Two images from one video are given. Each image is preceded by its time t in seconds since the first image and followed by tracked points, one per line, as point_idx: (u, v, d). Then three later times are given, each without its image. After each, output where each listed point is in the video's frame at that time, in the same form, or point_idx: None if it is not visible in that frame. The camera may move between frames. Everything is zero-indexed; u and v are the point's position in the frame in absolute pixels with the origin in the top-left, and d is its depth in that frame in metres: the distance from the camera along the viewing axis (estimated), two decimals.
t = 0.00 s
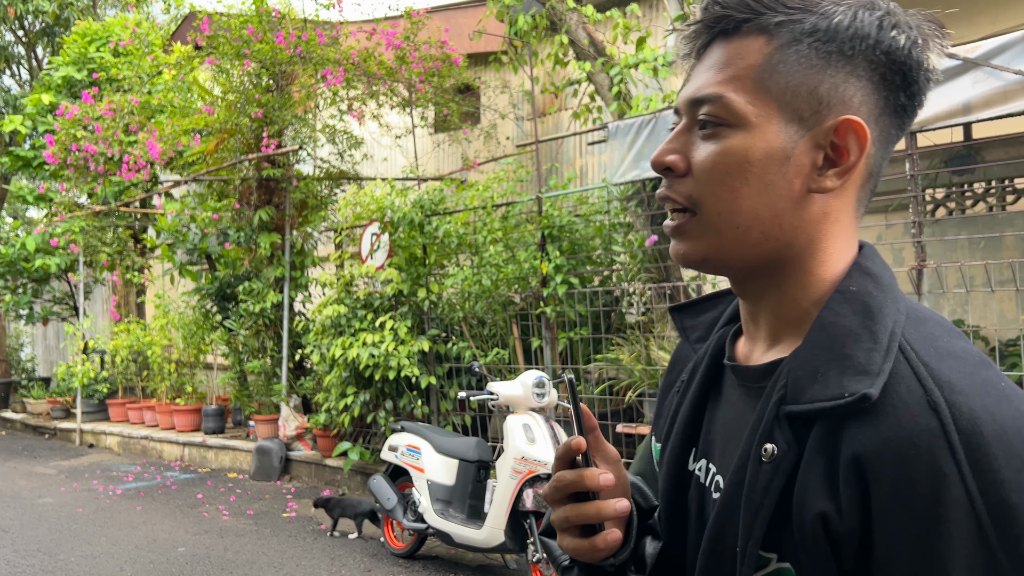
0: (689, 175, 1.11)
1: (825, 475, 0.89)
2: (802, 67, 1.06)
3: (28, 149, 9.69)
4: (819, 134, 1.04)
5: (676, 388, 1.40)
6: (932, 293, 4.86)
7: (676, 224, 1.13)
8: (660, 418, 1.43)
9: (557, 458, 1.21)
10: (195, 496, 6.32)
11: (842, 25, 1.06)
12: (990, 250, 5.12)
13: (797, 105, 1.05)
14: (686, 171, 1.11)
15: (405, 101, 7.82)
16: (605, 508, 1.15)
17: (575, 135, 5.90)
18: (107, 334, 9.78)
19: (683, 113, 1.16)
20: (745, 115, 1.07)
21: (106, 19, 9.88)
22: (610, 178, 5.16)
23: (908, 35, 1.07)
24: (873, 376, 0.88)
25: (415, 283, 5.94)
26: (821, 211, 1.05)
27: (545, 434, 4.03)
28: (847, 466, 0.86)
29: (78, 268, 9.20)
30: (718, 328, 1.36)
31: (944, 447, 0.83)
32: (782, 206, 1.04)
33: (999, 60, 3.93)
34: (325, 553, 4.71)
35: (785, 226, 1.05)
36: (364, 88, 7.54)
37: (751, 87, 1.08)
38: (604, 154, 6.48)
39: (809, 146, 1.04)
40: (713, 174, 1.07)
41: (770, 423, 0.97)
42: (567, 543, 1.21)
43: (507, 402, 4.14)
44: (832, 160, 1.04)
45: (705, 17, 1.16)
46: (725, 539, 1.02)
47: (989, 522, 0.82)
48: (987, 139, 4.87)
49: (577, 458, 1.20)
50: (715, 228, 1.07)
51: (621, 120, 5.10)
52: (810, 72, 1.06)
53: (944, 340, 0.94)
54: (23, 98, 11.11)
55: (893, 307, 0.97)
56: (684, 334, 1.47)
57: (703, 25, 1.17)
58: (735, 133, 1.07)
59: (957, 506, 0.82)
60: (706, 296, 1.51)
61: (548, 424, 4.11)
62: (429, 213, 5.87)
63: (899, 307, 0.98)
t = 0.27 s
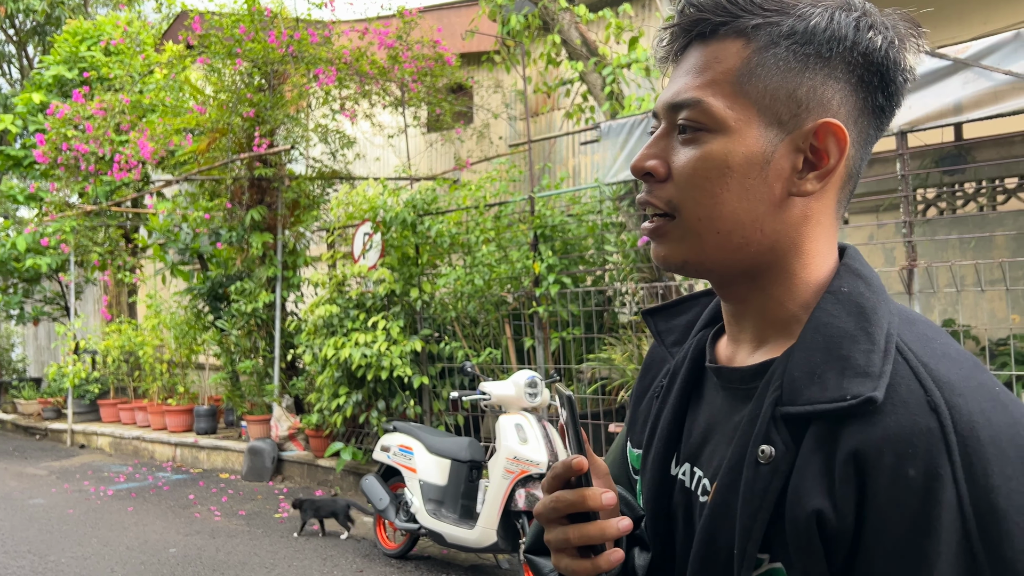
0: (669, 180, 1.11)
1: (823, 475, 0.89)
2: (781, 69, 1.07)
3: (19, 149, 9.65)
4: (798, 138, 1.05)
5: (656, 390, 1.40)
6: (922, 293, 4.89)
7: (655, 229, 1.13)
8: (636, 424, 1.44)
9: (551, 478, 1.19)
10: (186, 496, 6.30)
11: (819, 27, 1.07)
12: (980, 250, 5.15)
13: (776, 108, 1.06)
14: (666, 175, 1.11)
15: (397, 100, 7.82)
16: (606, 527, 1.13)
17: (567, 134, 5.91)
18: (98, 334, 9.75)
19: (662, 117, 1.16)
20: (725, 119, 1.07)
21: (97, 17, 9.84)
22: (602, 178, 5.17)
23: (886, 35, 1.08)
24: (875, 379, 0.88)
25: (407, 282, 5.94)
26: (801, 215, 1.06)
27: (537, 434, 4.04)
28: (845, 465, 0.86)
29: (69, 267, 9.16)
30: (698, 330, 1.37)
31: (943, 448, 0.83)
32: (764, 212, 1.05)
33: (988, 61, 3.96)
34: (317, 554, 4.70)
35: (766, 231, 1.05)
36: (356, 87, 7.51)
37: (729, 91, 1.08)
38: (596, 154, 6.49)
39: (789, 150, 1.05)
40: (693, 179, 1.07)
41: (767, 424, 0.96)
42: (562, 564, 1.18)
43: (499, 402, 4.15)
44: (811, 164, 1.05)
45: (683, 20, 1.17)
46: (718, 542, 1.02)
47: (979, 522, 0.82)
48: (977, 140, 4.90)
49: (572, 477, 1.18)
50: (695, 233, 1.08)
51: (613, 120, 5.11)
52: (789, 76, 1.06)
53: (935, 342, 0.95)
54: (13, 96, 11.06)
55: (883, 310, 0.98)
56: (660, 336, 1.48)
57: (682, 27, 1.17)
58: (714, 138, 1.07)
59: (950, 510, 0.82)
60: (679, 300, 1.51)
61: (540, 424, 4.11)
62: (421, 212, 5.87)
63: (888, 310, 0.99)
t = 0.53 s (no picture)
0: (654, 179, 1.10)
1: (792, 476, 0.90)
2: (770, 72, 1.07)
3: (7, 148, 9.59)
4: (783, 141, 1.05)
5: (641, 390, 1.41)
6: (912, 293, 4.91)
7: (635, 225, 1.13)
8: (622, 423, 1.44)
9: (527, 475, 1.21)
10: (176, 498, 6.28)
11: (808, 31, 1.07)
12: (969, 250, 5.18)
13: (762, 111, 1.06)
14: (651, 175, 1.11)
15: (388, 100, 7.81)
16: (579, 524, 1.15)
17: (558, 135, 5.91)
18: (88, 335, 9.70)
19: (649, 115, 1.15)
20: (712, 119, 1.07)
21: (87, 16, 9.78)
22: (593, 178, 5.18)
23: (875, 42, 1.10)
24: (847, 382, 0.89)
25: (398, 283, 5.93)
26: (783, 218, 1.06)
27: (528, 434, 4.04)
28: (814, 466, 0.87)
29: (58, 268, 9.11)
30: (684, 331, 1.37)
31: (907, 451, 0.84)
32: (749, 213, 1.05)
33: (976, 62, 3.98)
34: (308, 555, 4.69)
35: (747, 233, 1.05)
36: (347, 87, 7.51)
37: (718, 91, 1.08)
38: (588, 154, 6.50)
39: (774, 153, 1.05)
40: (677, 178, 1.07)
41: (742, 425, 0.97)
42: (540, 560, 1.19)
43: (489, 402, 4.08)
44: (795, 167, 1.05)
45: (674, 19, 1.17)
46: (694, 543, 1.03)
47: (945, 529, 0.82)
48: (966, 141, 4.92)
49: (549, 474, 1.20)
50: (676, 232, 1.07)
51: (604, 121, 5.13)
52: (777, 78, 1.07)
53: (911, 345, 0.95)
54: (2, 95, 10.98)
55: (862, 313, 0.98)
56: (647, 336, 1.48)
57: (672, 26, 1.17)
58: (700, 138, 1.07)
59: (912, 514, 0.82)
60: (665, 300, 1.52)
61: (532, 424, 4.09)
62: (413, 213, 5.87)
63: (868, 314, 0.99)
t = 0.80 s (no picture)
0: (645, 178, 1.11)
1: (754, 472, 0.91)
2: (755, 70, 1.07)
3: None
4: (772, 137, 1.06)
5: (634, 388, 1.41)
6: (901, 294, 4.93)
7: (629, 224, 1.13)
8: (618, 421, 1.43)
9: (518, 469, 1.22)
10: (166, 499, 6.25)
11: (793, 30, 1.08)
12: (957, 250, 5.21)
13: (749, 108, 1.06)
14: (641, 174, 1.12)
15: (379, 100, 7.80)
16: (567, 517, 1.16)
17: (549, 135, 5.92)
18: (76, 336, 9.64)
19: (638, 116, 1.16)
20: (700, 117, 1.07)
21: (76, 15, 9.73)
22: (584, 179, 5.19)
23: (858, 40, 1.10)
24: (816, 380, 0.88)
25: (389, 283, 5.91)
26: (771, 214, 1.06)
27: (518, 434, 4.04)
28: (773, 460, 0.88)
29: (47, 268, 9.05)
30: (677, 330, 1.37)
31: (862, 451, 0.83)
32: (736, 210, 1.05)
33: (964, 63, 4.00)
34: (298, 556, 4.68)
35: (735, 230, 1.06)
36: (338, 87, 7.50)
37: (704, 90, 1.08)
38: (579, 155, 6.51)
39: (762, 149, 1.05)
40: (666, 176, 1.07)
41: (716, 422, 0.98)
42: (529, 553, 1.21)
43: (480, 402, 4.13)
44: (785, 163, 1.05)
45: (661, 21, 1.17)
46: (672, 541, 1.03)
47: (890, 529, 0.82)
48: (954, 142, 4.96)
49: (539, 468, 1.21)
50: (666, 230, 1.08)
51: (595, 121, 5.13)
52: (762, 76, 1.07)
53: (882, 343, 0.94)
54: None
55: (838, 310, 0.97)
56: (642, 336, 1.49)
57: (659, 28, 1.18)
58: (688, 136, 1.07)
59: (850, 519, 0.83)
60: (659, 299, 1.52)
61: (522, 424, 4.11)
62: (403, 213, 5.86)
63: (844, 310, 0.97)
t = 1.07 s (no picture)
0: (632, 186, 1.11)
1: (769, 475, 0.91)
2: (734, 73, 1.09)
3: None
4: (758, 140, 1.07)
5: (634, 389, 1.42)
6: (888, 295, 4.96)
7: (617, 231, 1.14)
8: (619, 420, 1.44)
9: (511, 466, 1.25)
10: (155, 501, 6.22)
11: (770, 32, 1.09)
12: (946, 251, 5.24)
13: (732, 111, 1.07)
14: (627, 182, 1.12)
15: (370, 101, 7.80)
16: (555, 512, 1.18)
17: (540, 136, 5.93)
18: (65, 337, 9.58)
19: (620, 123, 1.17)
20: (684, 122, 1.08)
21: (65, 15, 9.67)
22: (575, 180, 5.19)
23: (835, 40, 1.11)
24: (826, 389, 0.90)
25: (379, 284, 5.91)
26: (763, 215, 1.07)
27: (509, 434, 4.04)
28: (796, 460, 0.87)
29: (35, 269, 8.99)
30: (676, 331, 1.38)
31: (892, 452, 0.84)
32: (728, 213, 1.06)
33: (952, 66, 4.02)
34: (288, 558, 4.67)
35: (729, 233, 1.07)
36: (328, 87, 7.49)
37: (687, 96, 1.09)
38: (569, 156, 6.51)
39: (747, 151, 1.07)
40: (652, 182, 1.08)
41: (725, 430, 1.00)
42: (523, 549, 1.25)
43: (471, 404, 4.16)
44: (771, 164, 1.07)
45: (637, 29, 1.19)
46: (677, 544, 1.05)
47: (934, 524, 0.80)
48: (942, 144, 4.99)
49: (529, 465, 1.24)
50: (657, 236, 1.08)
51: (585, 122, 5.14)
52: (742, 79, 1.08)
53: (893, 352, 0.96)
54: None
55: (846, 316, 0.99)
56: (642, 336, 1.50)
57: (637, 36, 1.19)
58: (673, 142, 1.08)
59: (885, 511, 0.82)
60: (662, 297, 1.53)
61: (512, 425, 4.13)
62: (394, 213, 5.86)
63: (851, 318, 0.99)
